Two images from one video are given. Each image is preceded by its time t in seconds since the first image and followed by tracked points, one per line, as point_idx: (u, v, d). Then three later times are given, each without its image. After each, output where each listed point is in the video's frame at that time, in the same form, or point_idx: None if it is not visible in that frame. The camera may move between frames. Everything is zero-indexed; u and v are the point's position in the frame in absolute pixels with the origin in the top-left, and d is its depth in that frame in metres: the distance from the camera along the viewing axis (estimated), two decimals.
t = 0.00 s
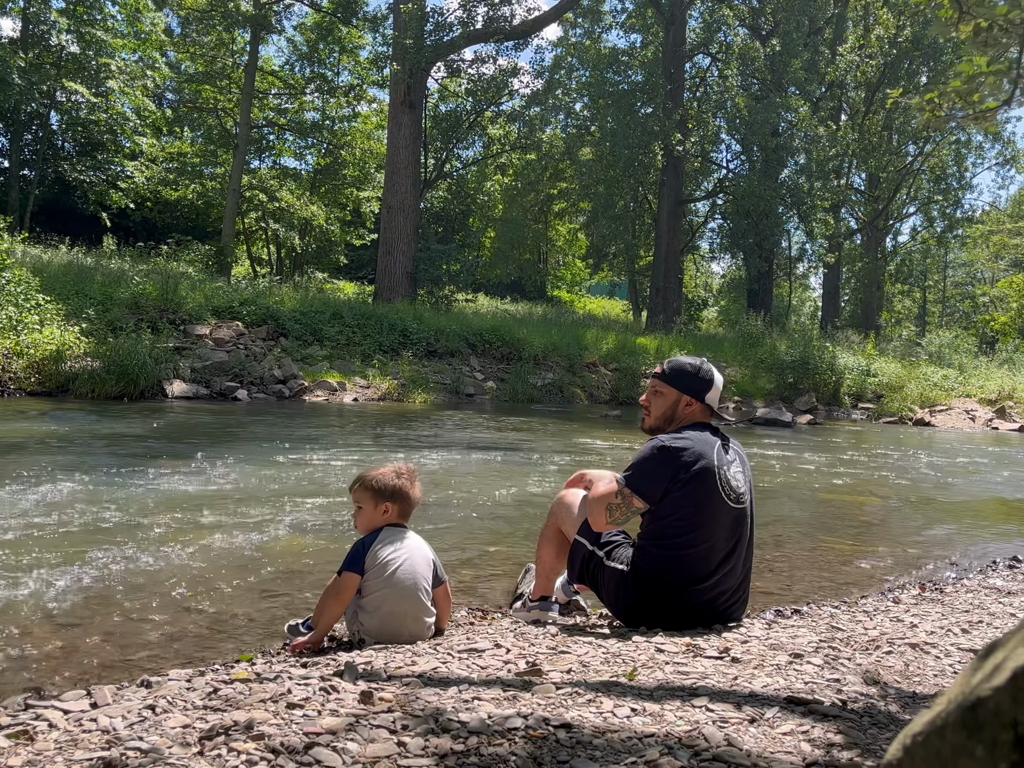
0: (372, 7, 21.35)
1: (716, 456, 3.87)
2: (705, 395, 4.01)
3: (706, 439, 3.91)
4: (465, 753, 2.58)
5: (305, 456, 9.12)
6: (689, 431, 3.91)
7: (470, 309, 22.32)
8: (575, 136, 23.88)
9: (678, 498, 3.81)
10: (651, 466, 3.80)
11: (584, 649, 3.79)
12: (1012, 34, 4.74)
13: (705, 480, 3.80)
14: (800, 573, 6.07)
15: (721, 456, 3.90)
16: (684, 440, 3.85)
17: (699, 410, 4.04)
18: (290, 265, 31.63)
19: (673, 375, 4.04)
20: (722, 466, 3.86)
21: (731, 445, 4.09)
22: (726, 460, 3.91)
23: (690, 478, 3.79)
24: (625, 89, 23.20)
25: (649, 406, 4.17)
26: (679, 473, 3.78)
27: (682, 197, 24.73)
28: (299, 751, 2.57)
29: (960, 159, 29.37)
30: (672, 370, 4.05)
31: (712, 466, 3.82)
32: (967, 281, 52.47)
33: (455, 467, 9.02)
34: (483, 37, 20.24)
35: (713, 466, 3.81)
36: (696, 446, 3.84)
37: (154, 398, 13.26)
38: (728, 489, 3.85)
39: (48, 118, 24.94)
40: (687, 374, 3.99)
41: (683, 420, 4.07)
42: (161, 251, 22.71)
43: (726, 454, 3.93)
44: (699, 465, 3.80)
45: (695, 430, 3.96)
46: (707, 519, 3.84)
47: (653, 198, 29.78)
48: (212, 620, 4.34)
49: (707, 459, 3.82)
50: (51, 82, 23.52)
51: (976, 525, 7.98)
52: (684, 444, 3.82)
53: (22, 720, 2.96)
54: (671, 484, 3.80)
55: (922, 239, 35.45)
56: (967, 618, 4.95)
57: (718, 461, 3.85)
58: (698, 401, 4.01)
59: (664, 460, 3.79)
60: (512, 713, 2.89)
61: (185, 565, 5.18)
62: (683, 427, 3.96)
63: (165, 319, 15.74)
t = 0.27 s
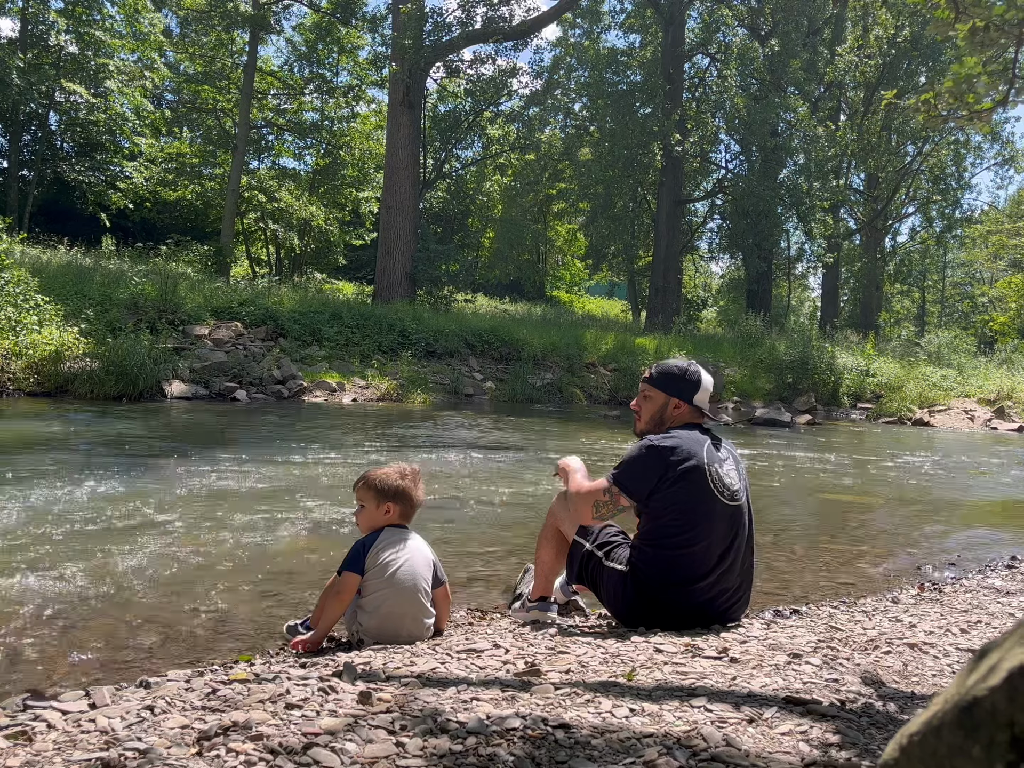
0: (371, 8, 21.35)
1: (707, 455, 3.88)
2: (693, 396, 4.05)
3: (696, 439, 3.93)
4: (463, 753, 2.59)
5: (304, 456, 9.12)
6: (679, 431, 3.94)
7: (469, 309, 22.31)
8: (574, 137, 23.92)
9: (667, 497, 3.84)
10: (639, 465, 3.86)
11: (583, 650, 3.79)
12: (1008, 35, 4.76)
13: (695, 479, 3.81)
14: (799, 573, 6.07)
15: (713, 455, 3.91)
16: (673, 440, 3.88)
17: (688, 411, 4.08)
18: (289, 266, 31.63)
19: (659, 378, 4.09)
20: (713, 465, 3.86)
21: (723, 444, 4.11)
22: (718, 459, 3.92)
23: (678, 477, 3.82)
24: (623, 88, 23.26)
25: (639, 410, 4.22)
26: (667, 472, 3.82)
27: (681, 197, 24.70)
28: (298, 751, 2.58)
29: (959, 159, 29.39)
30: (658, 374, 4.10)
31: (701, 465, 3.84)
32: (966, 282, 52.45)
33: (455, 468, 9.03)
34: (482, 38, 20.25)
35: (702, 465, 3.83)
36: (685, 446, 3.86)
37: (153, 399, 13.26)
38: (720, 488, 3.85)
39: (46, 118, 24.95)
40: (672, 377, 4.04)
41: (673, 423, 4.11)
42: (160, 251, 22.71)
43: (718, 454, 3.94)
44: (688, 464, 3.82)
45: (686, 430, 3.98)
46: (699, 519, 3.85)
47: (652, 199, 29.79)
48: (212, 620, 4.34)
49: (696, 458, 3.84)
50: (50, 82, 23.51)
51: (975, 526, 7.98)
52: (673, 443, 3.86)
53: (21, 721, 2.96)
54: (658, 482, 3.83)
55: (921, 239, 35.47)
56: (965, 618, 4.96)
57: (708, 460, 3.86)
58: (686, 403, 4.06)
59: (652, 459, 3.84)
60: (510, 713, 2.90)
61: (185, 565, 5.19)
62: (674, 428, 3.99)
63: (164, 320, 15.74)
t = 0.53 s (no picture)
0: (370, 8, 21.37)
1: (691, 452, 3.90)
2: (681, 397, 4.08)
3: (682, 437, 3.96)
4: (461, 752, 2.59)
5: (303, 456, 9.12)
6: (664, 430, 3.98)
7: (468, 310, 22.30)
8: (574, 137, 23.95)
9: (653, 495, 3.88)
10: (623, 465, 3.91)
11: (582, 650, 3.79)
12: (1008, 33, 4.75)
13: (679, 476, 3.84)
14: (798, 573, 6.07)
15: (699, 452, 3.92)
16: (656, 438, 3.92)
17: (677, 412, 4.11)
18: (289, 266, 31.62)
19: (646, 381, 4.12)
20: (698, 462, 3.88)
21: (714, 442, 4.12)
22: (704, 456, 3.93)
23: (662, 474, 3.85)
24: (623, 89, 23.36)
25: (629, 415, 4.27)
26: (650, 470, 3.85)
27: (680, 198, 24.68)
28: (296, 751, 2.58)
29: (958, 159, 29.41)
30: (645, 377, 4.14)
31: (686, 462, 3.86)
32: (965, 282, 52.41)
33: (454, 468, 9.03)
34: (481, 38, 20.27)
35: (685, 462, 3.85)
36: (669, 444, 3.90)
37: (152, 399, 13.25)
38: (706, 484, 3.86)
39: (45, 119, 24.95)
40: (659, 378, 4.07)
41: (662, 425, 4.14)
42: (159, 252, 22.70)
43: (705, 451, 3.95)
44: (671, 462, 3.85)
45: (672, 429, 4.02)
46: (687, 516, 3.87)
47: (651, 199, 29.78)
48: (211, 621, 4.34)
49: (680, 456, 3.87)
50: (49, 82, 23.50)
51: (974, 526, 7.98)
52: (656, 442, 3.89)
53: (19, 721, 2.96)
54: (641, 482, 3.88)
55: (920, 239, 35.47)
56: (964, 618, 4.96)
57: (692, 458, 3.88)
58: (674, 403, 4.08)
59: (635, 458, 3.89)
60: (508, 713, 2.90)
61: (184, 565, 5.19)
62: (661, 427, 4.03)
63: (163, 320, 15.73)
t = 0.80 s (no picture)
0: (370, 8, 21.37)
1: (685, 449, 3.92)
2: (674, 396, 4.10)
3: (675, 435, 3.98)
4: (460, 751, 2.60)
5: (302, 456, 9.12)
6: (658, 428, 4.00)
7: (467, 310, 22.30)
8: (574, 137, 23.94)
9: (646, 493, 3.90)
10: (617, 462, 3.93)
11: (580, 649, 3.79)
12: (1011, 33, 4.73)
13: (673, 473, 3.85)
14: (796, 573, 6.09)
15: (693, 450, 3.93)
16: (649, 435, 3.94)
17: (670, 412, 4.13)
18: (288, 266, 31.61)
19: (639, 383, 4.15)
20: (691, 459, 3.90)
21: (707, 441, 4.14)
22: (698, 454, 3.94)
23: (655, 472, 3.86)
24: (622, 89, 23.30)
25: (624, 417, 4.28)
26: (644, 467, 3.87)
27: (680, 198, 24.66)
28: (295, 750, 2.58)
29: (957, 159, 29.41)
30: (638, 379, 4.16)
31: (679, 459, 3.88)
32: (965, 282, 52.41)
33: (454, 468, 9.04)
34: (481, 38, 20.26)
35: (679, 460, 3.87)
36: (662, 442, 3.91)
37: (152, 399, 13.25)
38: (700, 481, 3.87)
39: (45, 118, 24.94)
40: (653, 379, 4.09)
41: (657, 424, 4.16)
42: (159, 252, 22.69)
43: (699, 448, 3.96)
44: (664, 460, 3.87)
45: (666, 427, 4.03)
46: (681, 514, 3.88)
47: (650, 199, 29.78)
48: (211, 620, 4.34)
49: (673, 453, 3.89)
50: (49, 83, 23.48)
51: (973, 526, 7.99)
52: (649, 440, 3.91)
53: (18, 720, 2.96)
54: (634, 479, 3.91)
55: (920, 239, 35.47)
56: (963, 618, 4.97)
57: (686, 456, 3.89)
58: (668, 403, 4.11)
59: (628, 456, 3.91)
60: (508, 712, 2.90)
61: (183, 565, 5.19)
62: (655, 426, 4.05)
63: (163, 320, 15.75)
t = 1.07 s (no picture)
0: (369, 7, 21.35)
1: (685, 450, 3.92)
2: (672, 396, 4.11)
3: (675, 435, 3.98)
4: (458, 751, 2.60)
5: (300, 455, 9.11)
6: (658, 428, 4.00)
7: (466, 309, 22.30)
8: (573, 136, 23.93)
9: (646, 493, 3.90)
10: (618, 462, 3.93)
11: (578, 649, 3.80)
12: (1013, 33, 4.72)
13: (674, 474, 3.85)
14: (794, 572, 6.09)
15: (692, 450, 3.94)
16: (650, 435, 3.93)
17: (669, 411, 4.13)
18: (286, 265, 31.60)
19: (637, 383, 4.15)
20: (692, 459, 3.90)
21: (706, 441, 4.14)
22: (698, 454, 3.94)
23: (656, 472, 3.86)
24: (621, 89, 23.19)
25: (623, 418, 4.29)
26: (645, 467, 3.87)
27: (679, 198, 24.66)
28: (292, 750, 2.58)
29: (956, 159, 29.42)
30: (635, 379, 4.17)
31: (679, 459, 3.88)
32: (963, 282, 52.44)
33: (452, 467, 9.04)
34: (479, 38, 20.25)
35: (679, 460, 3.87)
36: (663, 442, 3.91)
37: (150, 398, 13.25)
38: (700, 482, 3.87)
39: (43, 117, 24.90)
40: (651, 379, 4.09)
41: (655, 424, 4.16)
42: (157, 251, 22.67)
43: (698, 449, 3.97)
44: (664, 460, 3.87)
45: (666, 427, 4.03)
46: (681, 514, 3.88)
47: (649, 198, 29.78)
48: (209, 620, 4.34)
49: (673, 453, 3.89)
50: (47, 82, 23.45)
51: (971, 526, 8.00)
52: (650, 440, 3.91)
53: (16, 720, 2.96)
54: (634, 479, 3.90)
55: (918, 239, 35.49)
56: (960, 618, 4.98)
57: (686, 457, 3.89)
58: (666, 403, 4.11)
59: (629, 455, 3.90)
60: (506, 711, 2.90)
61: (181, 564, 5.19)
62: (654, 425, 4.05)
63: (161, 319, 15.73)
